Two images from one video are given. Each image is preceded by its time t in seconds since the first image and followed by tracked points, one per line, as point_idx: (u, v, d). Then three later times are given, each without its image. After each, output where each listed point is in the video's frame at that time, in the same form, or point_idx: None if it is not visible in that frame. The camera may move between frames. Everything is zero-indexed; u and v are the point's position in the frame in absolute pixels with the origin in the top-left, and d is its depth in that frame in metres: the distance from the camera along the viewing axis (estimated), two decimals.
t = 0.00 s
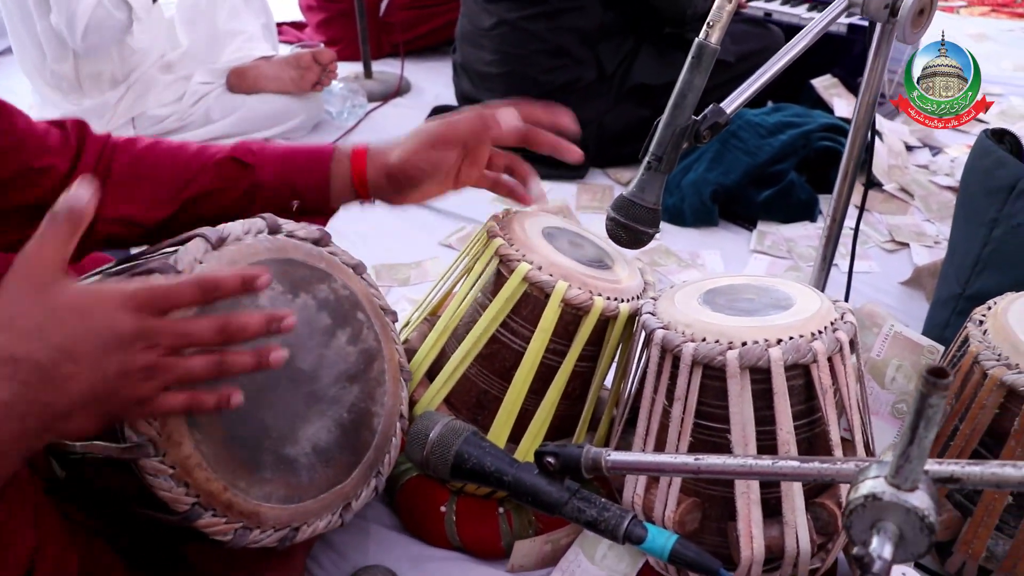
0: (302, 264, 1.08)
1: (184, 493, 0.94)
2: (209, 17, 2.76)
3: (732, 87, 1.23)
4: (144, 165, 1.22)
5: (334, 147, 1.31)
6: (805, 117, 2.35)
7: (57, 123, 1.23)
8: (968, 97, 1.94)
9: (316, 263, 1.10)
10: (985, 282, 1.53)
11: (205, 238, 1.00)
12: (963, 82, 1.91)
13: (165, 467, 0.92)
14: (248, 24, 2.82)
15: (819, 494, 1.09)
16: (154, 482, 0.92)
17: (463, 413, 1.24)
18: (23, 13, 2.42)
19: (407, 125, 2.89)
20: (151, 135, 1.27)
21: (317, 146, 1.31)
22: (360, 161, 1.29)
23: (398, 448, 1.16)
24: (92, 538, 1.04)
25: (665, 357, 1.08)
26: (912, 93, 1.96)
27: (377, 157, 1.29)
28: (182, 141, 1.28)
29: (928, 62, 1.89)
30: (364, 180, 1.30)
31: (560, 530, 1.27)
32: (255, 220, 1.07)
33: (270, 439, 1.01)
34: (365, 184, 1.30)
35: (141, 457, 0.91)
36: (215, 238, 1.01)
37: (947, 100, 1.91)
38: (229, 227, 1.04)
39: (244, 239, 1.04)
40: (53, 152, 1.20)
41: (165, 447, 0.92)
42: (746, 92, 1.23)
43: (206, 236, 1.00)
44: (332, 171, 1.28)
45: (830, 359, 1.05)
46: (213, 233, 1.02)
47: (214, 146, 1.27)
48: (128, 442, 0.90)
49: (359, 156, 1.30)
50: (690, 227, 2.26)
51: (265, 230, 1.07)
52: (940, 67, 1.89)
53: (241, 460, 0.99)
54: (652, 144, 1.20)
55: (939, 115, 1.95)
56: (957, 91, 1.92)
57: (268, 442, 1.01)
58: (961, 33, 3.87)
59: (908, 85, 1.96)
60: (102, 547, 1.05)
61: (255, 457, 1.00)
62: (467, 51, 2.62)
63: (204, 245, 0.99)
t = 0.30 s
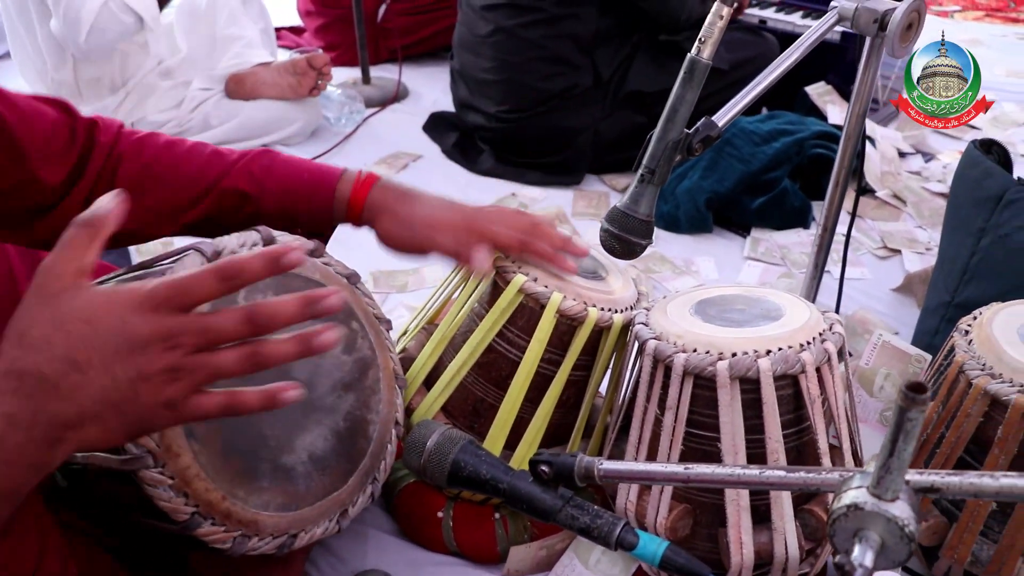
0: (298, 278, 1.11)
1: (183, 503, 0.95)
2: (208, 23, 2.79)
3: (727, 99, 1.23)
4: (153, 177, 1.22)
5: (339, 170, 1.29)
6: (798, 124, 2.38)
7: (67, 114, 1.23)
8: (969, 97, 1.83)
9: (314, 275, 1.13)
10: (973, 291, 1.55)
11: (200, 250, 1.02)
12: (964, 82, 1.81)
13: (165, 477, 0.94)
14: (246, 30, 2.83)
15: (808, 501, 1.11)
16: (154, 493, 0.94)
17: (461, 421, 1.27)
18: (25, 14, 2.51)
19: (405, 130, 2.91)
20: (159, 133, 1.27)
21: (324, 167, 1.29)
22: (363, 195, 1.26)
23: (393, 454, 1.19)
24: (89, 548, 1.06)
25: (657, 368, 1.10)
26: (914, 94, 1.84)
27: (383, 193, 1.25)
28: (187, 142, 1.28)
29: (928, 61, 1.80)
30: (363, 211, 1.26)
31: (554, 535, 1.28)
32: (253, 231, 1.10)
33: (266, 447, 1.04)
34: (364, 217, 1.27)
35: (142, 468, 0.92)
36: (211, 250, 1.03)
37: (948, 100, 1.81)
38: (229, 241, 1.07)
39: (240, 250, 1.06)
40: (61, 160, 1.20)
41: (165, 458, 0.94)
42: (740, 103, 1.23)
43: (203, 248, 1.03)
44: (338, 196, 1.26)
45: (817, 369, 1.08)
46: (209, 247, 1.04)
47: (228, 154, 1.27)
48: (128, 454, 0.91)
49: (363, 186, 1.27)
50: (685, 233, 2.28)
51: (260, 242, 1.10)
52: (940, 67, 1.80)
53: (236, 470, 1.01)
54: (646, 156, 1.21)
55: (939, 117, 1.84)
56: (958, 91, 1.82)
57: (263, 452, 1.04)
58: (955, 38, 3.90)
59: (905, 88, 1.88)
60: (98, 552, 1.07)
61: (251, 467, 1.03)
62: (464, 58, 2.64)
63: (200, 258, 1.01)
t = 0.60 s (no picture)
0: (308, 288, 1.14)
1: (193, 505, 0.99)
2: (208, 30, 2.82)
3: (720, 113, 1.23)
4: (159, 193, 1.25)
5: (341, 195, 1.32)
6: (793, 134, 2.41)
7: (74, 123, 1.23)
8: (968, 98, 2.26)
9: (322, 287, 1.16)
10: (962, 302, 1.59)
11: (216, 263, 1.07)
12: (963, 82, 2.20)
13: (177, 480, 0.98)
14: (248, 38, 2.86)
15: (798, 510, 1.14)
16: (165, 495, 0.98)
17: (461, 429, 1.30)
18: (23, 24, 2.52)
19: (405, 137, 2.94)
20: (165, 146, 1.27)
21: (329, 189, 1.33)
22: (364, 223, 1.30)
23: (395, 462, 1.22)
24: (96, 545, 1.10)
25: (651, 379, 1.13)
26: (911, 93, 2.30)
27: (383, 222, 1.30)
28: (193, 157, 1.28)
29: (930, 62, 2.18)
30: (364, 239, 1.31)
31: (551, 540, 1.30)
32: (264, 244, 1.15)
33: (273, 454, 1.06)
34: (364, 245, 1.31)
35: (154, 470, 0.97)
36: (224, 263, 1.08)
37: (948, 100, 2.19)
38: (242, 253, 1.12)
39: (252, 262, 1.11)
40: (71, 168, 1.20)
41: (177, 461, 0.98)
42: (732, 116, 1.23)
43: (217, 261, 1.07)
44: (339, 226, 1.31)
45: (808, 382, 1.11)
46: (224, 257, 1.09)
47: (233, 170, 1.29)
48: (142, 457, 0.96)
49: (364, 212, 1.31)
50: (681, 242, 2.31)
51: (273, 254, 1.14)
52: (942, 66, 2.18)
53: (247, 474, 1.04)
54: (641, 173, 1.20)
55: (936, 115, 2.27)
56: (957, 91, 2.20)
57: (271, 457, 1.06)
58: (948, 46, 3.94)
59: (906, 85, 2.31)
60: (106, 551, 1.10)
61: (261, 471, 1.05)
62: (464, 67, 2.67)
63: (215, 268, 1.07)
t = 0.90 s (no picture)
0: (316, 296, 1.19)
1: (208, 508, 1.03)
2: (212, 37, 2.85)
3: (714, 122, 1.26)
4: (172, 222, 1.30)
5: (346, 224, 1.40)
6: (790, 137, 2.44)
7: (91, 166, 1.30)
8: (968, 98, 2.30)
9: (330, 296, 1.21)
10: (954, 303, 1.62)
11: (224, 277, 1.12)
12: (962, 82, 2.23)
13: (193, 484, 1.01)
14: (251, 44, 2.92)
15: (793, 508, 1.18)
16: (181, 498, 1.01)
17: (465, 430, 1.33)
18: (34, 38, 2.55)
19: (406, 141, 2.98)
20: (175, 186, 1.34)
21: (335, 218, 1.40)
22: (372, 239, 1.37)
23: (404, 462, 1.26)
24: (118, 546, 1.12)
25: (649, 383, 1.17)
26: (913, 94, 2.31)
27: (391, 240, 1.39)
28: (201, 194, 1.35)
29: (930, 63, 2.21)
30: (374, 260, 1.38)
31: (555, 539, 1.35)
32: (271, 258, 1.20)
33: (286, 457, 1.10)
34: (373, 263, 1.38)
35: (170, 475, 1.00)
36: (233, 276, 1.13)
37: (947, 99, 2.23)
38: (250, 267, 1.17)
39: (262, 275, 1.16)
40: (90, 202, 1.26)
41: (193, 465, 1.01)
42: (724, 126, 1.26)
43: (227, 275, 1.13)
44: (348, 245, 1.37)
45: (802, 383, 1.14)
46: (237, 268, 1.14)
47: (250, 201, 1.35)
48: (160, 463, 0.99)
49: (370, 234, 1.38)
50: (679, 244, 2.35)
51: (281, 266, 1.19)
52: (940, 68, 2.20)
53: (261, 479, 1.08)
54: (639, 181, 1.21)
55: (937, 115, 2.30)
56: (957, 90, 2.24)
57: (285, 461, 1.10)
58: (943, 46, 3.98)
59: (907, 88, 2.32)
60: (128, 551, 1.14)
61: (274, 475, 1.09)
62: (464, 72, 2.71)
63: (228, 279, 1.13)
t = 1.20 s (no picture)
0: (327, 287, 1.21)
1: (224, 489, 1.05)
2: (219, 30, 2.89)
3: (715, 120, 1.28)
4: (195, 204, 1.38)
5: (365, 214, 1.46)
6: (790, 134, 2.48)
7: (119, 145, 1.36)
8: (968, 98, 2.31)
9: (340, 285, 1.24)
10: (948, 300, 1.66)
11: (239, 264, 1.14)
12: (963, 82, 2.26)
13: (209, 466, 1.03)
14: (258, 36, 2.96)
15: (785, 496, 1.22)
16: (198, 479, 1.03)
17: (469, 418, 1.38)
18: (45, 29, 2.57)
19: (411, 134, 3.02)
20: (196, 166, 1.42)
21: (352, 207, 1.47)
22: (388, 231, 1.44)
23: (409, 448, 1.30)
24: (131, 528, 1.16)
25: (648, 373, 1.21)
26: (913, 94, 2.34)
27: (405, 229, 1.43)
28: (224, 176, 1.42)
29: (931, 63, 2.24)
30: (390, 248, 1.44)
31: (555, 526, 1.41)
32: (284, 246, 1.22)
33: (297, 443, 1.15)
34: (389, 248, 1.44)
35: (188, 458, 1.02)
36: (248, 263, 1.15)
37: (947, 99, 2.25)
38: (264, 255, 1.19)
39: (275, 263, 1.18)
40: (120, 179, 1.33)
41: (208, 448, 1.04)
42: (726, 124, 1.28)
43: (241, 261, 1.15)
44: (365, 233, 1.45)
45: (797, 376, 1.18)
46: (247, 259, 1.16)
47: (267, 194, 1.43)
48: (176, 446, 1.01)
49: (387, 226, 1.44)
50: (679, 238, 2.40)
51: (293, 255, 1.21)
52: (941, 68, 2.24)
53: (273, 462, 1.12)
54: (641, 178, 1.24)
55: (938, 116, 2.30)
56: (957, 91, 2.26)
57: (297, 448, 1.15)
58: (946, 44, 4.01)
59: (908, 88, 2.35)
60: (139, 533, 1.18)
61: (284, 459, 1.13)
62: (469, 67, 2.75)
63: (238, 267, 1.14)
